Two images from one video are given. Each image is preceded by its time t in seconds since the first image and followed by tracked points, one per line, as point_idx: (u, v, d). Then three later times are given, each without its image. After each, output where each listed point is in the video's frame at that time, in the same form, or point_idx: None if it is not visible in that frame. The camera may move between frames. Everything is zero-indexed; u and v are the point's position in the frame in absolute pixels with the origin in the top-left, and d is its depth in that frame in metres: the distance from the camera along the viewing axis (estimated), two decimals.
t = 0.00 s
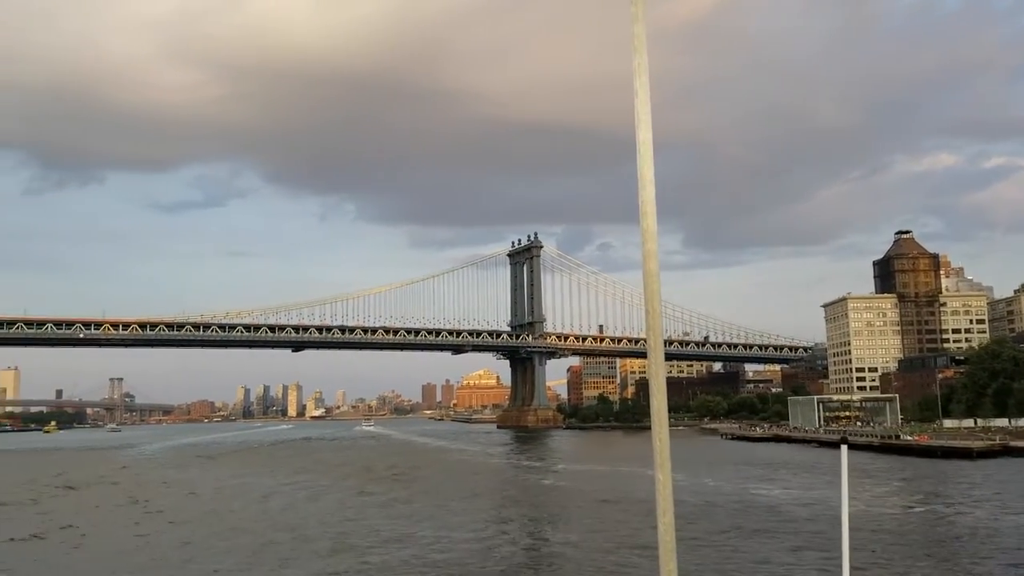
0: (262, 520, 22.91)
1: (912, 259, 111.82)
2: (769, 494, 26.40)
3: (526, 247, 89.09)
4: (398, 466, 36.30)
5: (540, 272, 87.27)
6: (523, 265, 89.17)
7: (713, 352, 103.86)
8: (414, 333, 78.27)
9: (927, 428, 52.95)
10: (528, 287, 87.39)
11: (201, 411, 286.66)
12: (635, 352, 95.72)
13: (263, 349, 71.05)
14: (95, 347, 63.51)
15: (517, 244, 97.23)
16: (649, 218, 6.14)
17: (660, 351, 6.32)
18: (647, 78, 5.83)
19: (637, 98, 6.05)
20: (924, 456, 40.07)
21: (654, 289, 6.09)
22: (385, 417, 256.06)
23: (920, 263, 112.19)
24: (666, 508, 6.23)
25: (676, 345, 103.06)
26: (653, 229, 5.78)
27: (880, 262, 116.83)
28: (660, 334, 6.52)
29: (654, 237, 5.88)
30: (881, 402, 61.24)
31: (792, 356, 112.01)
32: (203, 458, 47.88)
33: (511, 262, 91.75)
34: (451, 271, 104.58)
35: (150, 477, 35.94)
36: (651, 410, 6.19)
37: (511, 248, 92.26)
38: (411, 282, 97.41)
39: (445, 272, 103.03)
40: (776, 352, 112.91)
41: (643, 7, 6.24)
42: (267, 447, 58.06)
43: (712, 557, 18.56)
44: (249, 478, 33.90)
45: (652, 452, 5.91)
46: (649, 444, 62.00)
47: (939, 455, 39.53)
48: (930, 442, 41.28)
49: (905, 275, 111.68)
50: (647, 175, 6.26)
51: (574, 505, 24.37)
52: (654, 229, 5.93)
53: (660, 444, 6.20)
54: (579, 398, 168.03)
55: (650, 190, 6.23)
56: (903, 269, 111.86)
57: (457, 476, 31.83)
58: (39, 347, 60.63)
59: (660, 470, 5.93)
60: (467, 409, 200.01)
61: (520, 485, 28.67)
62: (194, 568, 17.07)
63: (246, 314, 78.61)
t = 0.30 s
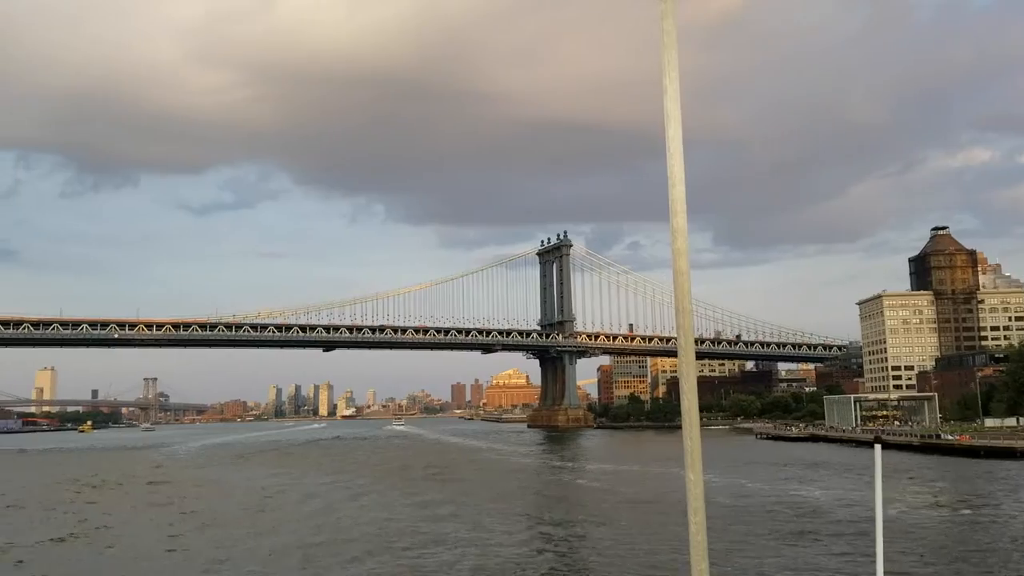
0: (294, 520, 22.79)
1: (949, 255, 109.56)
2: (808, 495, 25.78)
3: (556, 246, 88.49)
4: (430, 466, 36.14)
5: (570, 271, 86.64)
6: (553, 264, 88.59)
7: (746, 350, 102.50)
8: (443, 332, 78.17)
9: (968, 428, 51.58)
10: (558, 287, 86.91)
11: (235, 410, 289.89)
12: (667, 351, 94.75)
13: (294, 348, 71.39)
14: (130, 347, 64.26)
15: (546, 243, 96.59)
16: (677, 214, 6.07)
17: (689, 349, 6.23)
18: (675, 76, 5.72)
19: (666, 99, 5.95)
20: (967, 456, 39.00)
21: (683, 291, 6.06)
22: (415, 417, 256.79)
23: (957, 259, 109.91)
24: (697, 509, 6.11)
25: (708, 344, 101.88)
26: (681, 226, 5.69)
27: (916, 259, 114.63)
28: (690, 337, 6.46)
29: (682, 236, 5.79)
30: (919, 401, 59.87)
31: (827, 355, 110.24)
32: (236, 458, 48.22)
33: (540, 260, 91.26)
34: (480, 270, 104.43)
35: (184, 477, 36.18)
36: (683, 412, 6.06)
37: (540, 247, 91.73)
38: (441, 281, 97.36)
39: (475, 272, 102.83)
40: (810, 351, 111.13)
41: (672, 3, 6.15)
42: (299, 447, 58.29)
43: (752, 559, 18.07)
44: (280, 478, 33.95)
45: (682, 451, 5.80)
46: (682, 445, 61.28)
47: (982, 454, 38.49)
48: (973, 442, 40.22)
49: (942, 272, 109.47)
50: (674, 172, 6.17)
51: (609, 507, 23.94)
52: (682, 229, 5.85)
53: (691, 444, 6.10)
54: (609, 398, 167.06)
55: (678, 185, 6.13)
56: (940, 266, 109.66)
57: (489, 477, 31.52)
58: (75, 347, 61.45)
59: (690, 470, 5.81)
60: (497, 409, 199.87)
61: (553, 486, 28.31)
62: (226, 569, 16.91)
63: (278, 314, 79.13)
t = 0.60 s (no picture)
0: (310, 521, 22.58)
1: (971, 253, 108.28)
2: (833, 496, 25.26)
3: (573, 246, 87.99)
4: (447, 467, 35.94)
5: (587, 271, 86.14)
6: (569, 264, 88.11)
7: (765, 350, 101.60)
8: (460, 332, 77.98)
9: (994, 428, 50.61)
10: (575, 286, 86.47)
11: (253, 411, 291.36)
12: (685, 351, 94.06)
13: (312, 349, 71.48)
14: (148, 348, 64.57)
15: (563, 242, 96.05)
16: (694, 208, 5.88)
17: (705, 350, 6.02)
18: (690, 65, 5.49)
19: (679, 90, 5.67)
20: (993, 457, 38.24)
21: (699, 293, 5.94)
22: (432, 417, 256.77)
23: (980, 257, 108.57)
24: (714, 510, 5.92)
25: (726, 344, 101.06)
26: (696, 223, 5.47)
27: (938, 258, 113.31)
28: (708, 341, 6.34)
29: (697, 235, 5.57)
30: (942, 401, 58.93)
31: (847, 354, 109.06)
32: (253, 458, 48.25)
33: (557, 260, 90.80)
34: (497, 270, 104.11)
35: (202, 477, 36.24)
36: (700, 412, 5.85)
37: (557, 246, 91.27)
38: (457, 281, 97.19)
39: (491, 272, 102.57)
40: (830, 350, 109.99)
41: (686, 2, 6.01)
42: (316, 447, 58.29)
43: (776, 558, 17.64)
44: (297, 479, 33.89)
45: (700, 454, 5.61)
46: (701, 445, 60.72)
47: (1009, 455, 37.70)
48: (999, 443, 39.43)
49: (964, 270, 108.22)
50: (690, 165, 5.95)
51: (628, 508, 23.56)
52: (697, 229, 5.62)
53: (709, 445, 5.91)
54: (627, 398, 166.25)
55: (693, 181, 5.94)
56: (962, 264, 108.38)
57: (507, 477, 31.19)
58: (95, 349, 61.81)
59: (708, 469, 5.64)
60: (514, 410, 199.27)
61: (572, 487, 27.95)
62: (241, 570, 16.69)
63: (295, 315, 79.27)
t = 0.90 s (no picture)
0: (334, 522, 22.35)
1: (999, 251, 107.12)
2: (862, 498, 24.74)
3: (593, 245, 87.42)
4: (469, 468, 35.70)
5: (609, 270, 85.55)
6: (590, 263, 87.57)
7: (788, 350, 100.51)
8: (481, 332, 77.76)
9: None
10: (596, 286, 85.96)
11: (275, 410, 293.12)
12: (707, 351, 93.20)
13: (333, 349, 71.55)
14: (171, 348, 64.95)
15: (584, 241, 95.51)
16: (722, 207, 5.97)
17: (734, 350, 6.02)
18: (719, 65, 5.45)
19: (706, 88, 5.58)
20: None
21: (729, 296, 5.79)
22: (453, 417, 256.93)
23: (1007, 255, 107.34)
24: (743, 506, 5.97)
25: (749, 343, 100.05)
26: (725, 223, 5.47)
27: (964, 256, 111.97)
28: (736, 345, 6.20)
29: (725, 233, 5.53)
30: (971, 402, 57.85)
31: (872, 354, 107.68)
32: (275, 458, 48.24)
33: (578, 260, 90.26)
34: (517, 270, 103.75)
35: (224, 477, 36.25)
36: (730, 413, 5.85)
37: (578, 246, 90.76)
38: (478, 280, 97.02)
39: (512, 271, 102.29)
40: (855, 350, 108.61)
41: None
42: (336, 447, 58.25)
43: (803, 560, 17.23)
44: (318, 478, 33.78)
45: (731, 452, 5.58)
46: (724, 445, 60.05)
47: None
48: None
49: (992, 268, 107.13)
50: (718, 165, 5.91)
51: (654, 510, 23.16)
52: (725, 227, 5.60)
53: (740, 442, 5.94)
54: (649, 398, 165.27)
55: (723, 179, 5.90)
56: (989, 262, 107.25)
57: (529, 478, 30.83)
58: (118, 348, 62.18)
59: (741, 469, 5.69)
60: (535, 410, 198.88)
61: (595, 489, 27.57)
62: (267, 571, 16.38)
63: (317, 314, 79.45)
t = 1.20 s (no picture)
0: (356, 522, 22.09)
1: None
2: (893, 502, 24.19)
3: (616, 245, 86.79)
4: (492, 468, 35.50)
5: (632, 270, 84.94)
6: (613, 263, 86.97)
7: (814, 351, 99.28)
8: (503, 332, 77.55)
9: None
10: (619, 286, 85.41)
11: (298, 410, 295.11)
12: (732, 352, 92.29)
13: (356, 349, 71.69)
14: (196, 347, 65.38)
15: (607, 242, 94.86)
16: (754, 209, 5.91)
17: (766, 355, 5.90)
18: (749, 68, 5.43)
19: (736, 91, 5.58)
20: None
21: (760, 301, 5.71)
22: (475, 417, 256.86)
23: None
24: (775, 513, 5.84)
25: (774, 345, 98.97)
26: (756, 223, 5.45)
27: (994, 257, 110.11)
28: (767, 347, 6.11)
29: (757, 234, 5.50)
30: (1003, 404, 56.68)
31: (899, 356, 106.12)
32: (297, 458, 48.28)
33: (601, 260, 89.70)
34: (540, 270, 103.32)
35: (248, 476, 36.36)
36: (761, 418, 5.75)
37: (601, 246, 90.21)
38: (501, 281, 96.80)
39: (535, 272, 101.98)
40: (882, 352, 107.12)
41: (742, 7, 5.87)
42: (358, 447, 58.29)
43: (830, 564, 16.88)
44: (342, 478, 33.76)
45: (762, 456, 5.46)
46: (749, 447, 59.39)
47: None
48: None
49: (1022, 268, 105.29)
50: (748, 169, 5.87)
51: (680, 513, 22.69)
52: (756, 228, 5.57)
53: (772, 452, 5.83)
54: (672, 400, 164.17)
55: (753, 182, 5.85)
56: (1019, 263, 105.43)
57: (553, 480, 30.45)
58: (143, 348, 62.65)
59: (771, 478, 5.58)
60: (558, 411, 198.36)
61: (621, 491, 27.14)
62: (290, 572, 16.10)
63: (340, 314, 79.67)
